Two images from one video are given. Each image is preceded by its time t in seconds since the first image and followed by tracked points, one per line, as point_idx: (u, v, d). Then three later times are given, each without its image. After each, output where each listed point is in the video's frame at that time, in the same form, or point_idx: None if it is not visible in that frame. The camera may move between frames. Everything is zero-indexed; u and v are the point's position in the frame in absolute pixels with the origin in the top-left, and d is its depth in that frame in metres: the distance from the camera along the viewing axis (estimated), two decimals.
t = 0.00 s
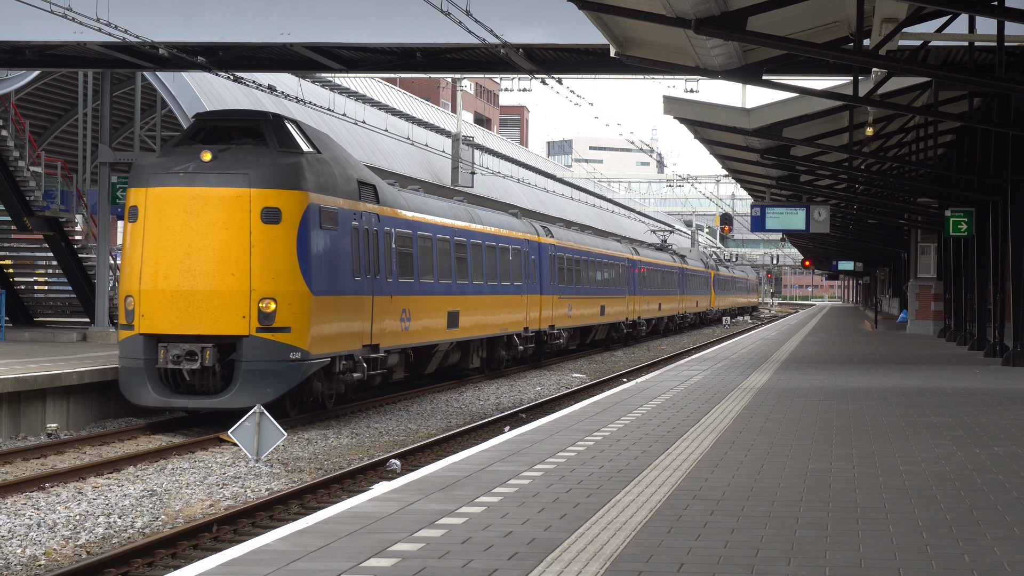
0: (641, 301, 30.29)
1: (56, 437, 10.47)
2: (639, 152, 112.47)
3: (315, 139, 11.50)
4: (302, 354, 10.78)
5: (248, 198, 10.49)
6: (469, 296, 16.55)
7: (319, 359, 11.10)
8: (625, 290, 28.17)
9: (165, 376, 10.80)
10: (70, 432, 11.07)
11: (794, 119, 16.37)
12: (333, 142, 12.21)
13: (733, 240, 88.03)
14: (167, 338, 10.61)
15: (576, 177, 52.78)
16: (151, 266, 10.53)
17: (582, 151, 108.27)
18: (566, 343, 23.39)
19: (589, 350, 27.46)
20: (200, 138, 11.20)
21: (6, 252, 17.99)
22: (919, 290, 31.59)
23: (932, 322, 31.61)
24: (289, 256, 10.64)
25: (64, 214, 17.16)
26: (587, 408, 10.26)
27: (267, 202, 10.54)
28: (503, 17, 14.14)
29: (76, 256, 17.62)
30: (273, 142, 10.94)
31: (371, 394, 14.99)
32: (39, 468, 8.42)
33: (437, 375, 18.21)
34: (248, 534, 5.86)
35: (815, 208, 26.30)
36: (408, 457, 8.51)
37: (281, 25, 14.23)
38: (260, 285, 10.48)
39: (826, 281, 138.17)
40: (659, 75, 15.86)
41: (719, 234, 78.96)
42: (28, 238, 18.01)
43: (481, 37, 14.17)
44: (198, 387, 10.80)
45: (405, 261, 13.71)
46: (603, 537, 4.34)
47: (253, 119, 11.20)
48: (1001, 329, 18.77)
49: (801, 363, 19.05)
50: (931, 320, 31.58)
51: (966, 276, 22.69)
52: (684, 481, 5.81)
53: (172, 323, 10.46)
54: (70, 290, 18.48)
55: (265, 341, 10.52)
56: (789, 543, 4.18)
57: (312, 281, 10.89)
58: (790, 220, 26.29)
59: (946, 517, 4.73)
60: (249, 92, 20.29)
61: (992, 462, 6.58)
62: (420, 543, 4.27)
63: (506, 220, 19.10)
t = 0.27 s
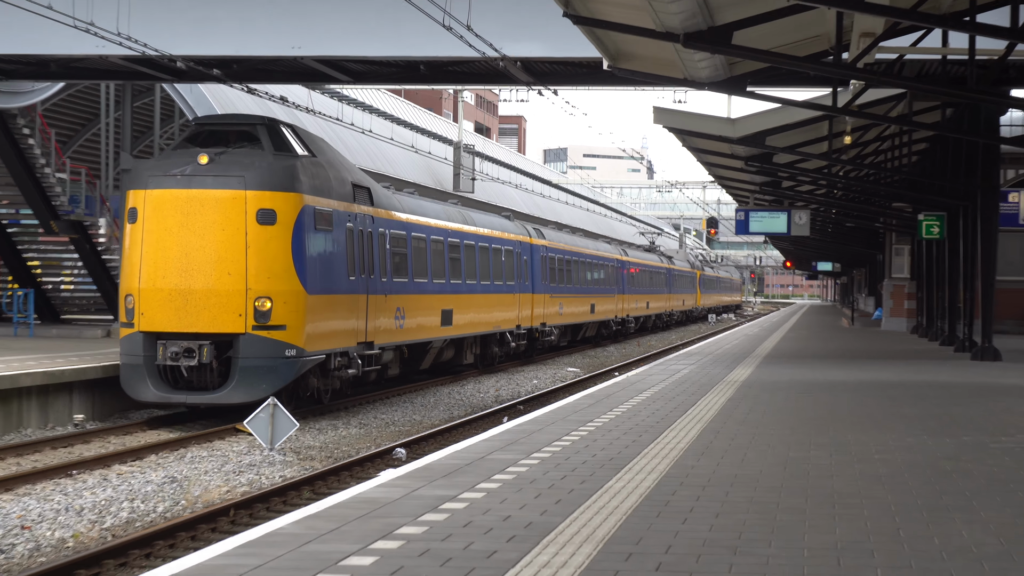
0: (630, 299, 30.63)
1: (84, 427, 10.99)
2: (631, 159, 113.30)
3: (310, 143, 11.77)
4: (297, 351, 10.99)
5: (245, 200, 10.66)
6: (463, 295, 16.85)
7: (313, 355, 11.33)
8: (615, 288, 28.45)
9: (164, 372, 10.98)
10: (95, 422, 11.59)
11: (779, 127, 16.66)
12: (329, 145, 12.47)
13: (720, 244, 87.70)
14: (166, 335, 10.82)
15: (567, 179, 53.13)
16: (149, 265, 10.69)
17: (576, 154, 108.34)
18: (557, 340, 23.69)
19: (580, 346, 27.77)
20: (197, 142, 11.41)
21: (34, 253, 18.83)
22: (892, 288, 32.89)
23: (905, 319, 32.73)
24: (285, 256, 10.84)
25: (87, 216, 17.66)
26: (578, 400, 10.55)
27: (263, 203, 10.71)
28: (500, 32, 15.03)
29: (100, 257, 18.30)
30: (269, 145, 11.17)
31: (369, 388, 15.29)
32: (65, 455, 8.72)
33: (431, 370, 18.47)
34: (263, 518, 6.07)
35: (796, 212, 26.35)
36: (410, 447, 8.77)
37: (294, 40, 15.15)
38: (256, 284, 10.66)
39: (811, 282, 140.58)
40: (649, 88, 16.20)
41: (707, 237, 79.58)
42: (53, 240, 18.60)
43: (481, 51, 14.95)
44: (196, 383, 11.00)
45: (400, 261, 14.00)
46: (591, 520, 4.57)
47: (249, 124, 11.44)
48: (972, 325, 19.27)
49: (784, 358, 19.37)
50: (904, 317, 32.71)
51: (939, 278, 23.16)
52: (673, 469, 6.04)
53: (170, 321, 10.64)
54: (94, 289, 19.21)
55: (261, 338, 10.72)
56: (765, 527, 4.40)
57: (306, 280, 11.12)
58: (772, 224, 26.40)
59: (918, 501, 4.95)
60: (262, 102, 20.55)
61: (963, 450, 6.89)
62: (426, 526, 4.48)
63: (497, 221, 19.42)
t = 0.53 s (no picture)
0: (619, 296, 31.11)
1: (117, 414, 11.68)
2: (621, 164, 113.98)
3: (312, 148, 12.04)
4: (298, 345, 11.25)
5: (248, 201, 10.90)
6: (460, 292, 17.15)
7: (314, 348, 11.58)
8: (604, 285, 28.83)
9: (172, 365, 11.27)
10: (130, 407, 12.35)
11: (756, 138, 16.83)
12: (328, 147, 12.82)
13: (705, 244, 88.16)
14: (173, 330, 11.07)
15: (561, 182, 53.46)
16: (157, 262, 10.96)
17: (570, 158, 108.66)
18: (549, 335, 24.05)
19: (572, 339, 28.15)
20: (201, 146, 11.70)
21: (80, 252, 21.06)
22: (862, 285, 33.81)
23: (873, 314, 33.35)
24: (286, 254, 11.07)
25: (122, 220, 19.20)
26: (570, 387, 10.90)
27: (266, 204, 10.96)
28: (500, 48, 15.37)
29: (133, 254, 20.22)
30: (271, 149, 11.48)
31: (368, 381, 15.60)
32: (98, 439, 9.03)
33: (428, 362, 18.78)
34: (286, 496, 6.34)
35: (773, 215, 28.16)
36: (419, 432, 9.09)
37: (311, 55, 15.55)
38: (258, 281, 10.91)
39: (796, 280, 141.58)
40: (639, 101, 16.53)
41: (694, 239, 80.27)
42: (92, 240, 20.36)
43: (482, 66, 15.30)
44: (202, 375, 11.21)
45: (399, 260, 14.29)
46: (582, 497, 4.88)
47: (253, 129, 11.76)
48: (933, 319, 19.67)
49: (764, 348, 19.80)
50: (873, 311, 33.33)
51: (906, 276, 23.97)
52: (664, 451, 6.32)
53: (176, 317, 10.90)
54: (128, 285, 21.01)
55: (264, 333, 10.97)
56: (745, 505, 4.67)
57: (307, 278, 11.35)
58: (752, 225, 27.90)
59: (892, 481, 5.23)
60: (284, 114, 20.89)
61: (936, 434, 7.23)
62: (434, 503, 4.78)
63: (492, 221, 19.76)
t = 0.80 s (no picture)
0: (609, 295, 31.60)
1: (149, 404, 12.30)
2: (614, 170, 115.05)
3: (313, 153, 12.35)
4: (300, 342, 11.53)
5: (252, 205, 11.19)
6: (458, 292, 17.46)
7: (315, 345, 11.88)
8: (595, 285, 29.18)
9: (179, 362, 11.56)
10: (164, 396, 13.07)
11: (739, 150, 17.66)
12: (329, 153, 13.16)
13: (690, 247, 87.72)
14: (179, 327, 11.35)
15: (558, 188, 54.20)
16: (164, 263, 11.25)
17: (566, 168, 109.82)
18: (542, 332, 24.38)
19: (565, 336, 28.53)
20: (206, 153, 12.02)
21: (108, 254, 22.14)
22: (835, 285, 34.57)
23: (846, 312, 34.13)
24: (288, 255, 11.35)
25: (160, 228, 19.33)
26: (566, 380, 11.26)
27: (269, 207, 11.25)
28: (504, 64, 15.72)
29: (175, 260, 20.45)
30: (274, 155, 11.81)
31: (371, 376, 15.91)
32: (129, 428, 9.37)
33: (427, 358, 19.10)
34: (306, 478, 6.65)
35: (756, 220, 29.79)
36: (427, 420, 9.45)
37: (329, 73, 16.06)
38: (261, 281, 11.19)
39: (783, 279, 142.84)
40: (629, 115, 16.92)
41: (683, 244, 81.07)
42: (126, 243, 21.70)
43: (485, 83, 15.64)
44: (207, 371, 11.49)
45: (398, 261, 14.59)
46: (577, 480, 5.21)
47: (257, 136, 12.09)
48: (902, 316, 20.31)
49: (747, 344, 20.16)
50: (846, 309, 34.11)
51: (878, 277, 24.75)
52: (654, 439, 6.64)
53: (183, 315, 11.19)
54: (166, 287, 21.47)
55: (267, 330, 11.25)
56: (729, 488, 4.98)
57: (308, 277, 11.64)
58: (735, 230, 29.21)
59: (867, 466, 5.55)
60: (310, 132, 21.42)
61: (914, 421, 7.59)
62: (443, 485, 5.12)
63: (489, 225, 20.12)
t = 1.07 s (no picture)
0: (600, 294, 32.08)
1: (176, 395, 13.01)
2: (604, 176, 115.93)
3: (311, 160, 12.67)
4: (300, 340, 11.85)
5: (254, 208, 11.49)
6: (456, 293, 17.83)
7: (315, 343, 12.20)
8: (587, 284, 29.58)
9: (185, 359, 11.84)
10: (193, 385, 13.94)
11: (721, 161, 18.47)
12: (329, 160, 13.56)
13: (676, 250, 88.04)
14: (185, 326, 11.64)
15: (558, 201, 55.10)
16: (170, 264, 11.52)
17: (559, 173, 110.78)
18: (536, 330, 24.77)
19: (558, 333, 28.96)
20: (208, 159, 12.34)
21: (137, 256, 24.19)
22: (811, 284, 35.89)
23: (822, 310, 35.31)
24: (290, 257, 11.69)
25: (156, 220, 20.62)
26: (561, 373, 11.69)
27: (271, 210, 11.56)
28: (506, 82, 16.56)
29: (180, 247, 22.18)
30: (275, 162, 12.14)
31: (371, 372, 16.25)
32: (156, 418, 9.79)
33: (425, 355, 19.47)
34: (321, 464, 7.01)
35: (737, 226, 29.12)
36: (433, 411, 9.87)
37: (342, 89, 16.86)
38: (264, 281, 11.51)
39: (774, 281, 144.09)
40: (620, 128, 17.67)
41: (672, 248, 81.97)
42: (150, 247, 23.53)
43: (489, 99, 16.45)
44: (210, 368, 11.79)
45: (397, 263, 14.94)
46: (572, 466, 5.56)
47: (259, 143, 12.42)
48: (872, 315, 21.00)
49: (731, 339, 20.62)
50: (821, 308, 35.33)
51: (848, 279, 25.94)
52: (644, 428, 6.99)
53: (187, 314, 11.48)
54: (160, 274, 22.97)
55: (269, 329, 11.57)
56: (713, 472, 5.36)
57: (309, 278, 11.96)
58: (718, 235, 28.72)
59: (840, 452, 5.91)
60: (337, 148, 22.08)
61: (890, 411, 8.02)
62: (451, 470, 5.49)
63: (486, 229, 20.55)
